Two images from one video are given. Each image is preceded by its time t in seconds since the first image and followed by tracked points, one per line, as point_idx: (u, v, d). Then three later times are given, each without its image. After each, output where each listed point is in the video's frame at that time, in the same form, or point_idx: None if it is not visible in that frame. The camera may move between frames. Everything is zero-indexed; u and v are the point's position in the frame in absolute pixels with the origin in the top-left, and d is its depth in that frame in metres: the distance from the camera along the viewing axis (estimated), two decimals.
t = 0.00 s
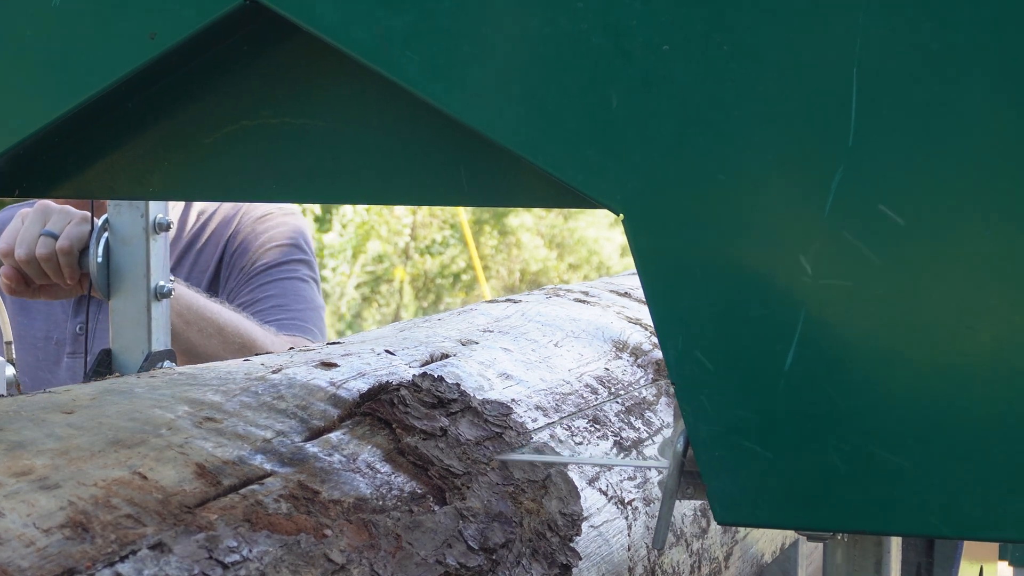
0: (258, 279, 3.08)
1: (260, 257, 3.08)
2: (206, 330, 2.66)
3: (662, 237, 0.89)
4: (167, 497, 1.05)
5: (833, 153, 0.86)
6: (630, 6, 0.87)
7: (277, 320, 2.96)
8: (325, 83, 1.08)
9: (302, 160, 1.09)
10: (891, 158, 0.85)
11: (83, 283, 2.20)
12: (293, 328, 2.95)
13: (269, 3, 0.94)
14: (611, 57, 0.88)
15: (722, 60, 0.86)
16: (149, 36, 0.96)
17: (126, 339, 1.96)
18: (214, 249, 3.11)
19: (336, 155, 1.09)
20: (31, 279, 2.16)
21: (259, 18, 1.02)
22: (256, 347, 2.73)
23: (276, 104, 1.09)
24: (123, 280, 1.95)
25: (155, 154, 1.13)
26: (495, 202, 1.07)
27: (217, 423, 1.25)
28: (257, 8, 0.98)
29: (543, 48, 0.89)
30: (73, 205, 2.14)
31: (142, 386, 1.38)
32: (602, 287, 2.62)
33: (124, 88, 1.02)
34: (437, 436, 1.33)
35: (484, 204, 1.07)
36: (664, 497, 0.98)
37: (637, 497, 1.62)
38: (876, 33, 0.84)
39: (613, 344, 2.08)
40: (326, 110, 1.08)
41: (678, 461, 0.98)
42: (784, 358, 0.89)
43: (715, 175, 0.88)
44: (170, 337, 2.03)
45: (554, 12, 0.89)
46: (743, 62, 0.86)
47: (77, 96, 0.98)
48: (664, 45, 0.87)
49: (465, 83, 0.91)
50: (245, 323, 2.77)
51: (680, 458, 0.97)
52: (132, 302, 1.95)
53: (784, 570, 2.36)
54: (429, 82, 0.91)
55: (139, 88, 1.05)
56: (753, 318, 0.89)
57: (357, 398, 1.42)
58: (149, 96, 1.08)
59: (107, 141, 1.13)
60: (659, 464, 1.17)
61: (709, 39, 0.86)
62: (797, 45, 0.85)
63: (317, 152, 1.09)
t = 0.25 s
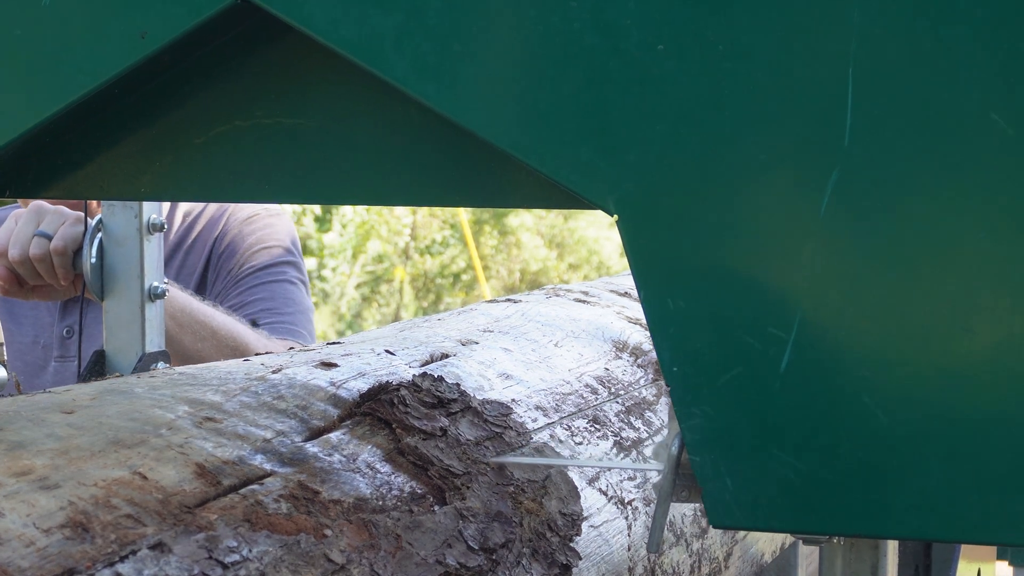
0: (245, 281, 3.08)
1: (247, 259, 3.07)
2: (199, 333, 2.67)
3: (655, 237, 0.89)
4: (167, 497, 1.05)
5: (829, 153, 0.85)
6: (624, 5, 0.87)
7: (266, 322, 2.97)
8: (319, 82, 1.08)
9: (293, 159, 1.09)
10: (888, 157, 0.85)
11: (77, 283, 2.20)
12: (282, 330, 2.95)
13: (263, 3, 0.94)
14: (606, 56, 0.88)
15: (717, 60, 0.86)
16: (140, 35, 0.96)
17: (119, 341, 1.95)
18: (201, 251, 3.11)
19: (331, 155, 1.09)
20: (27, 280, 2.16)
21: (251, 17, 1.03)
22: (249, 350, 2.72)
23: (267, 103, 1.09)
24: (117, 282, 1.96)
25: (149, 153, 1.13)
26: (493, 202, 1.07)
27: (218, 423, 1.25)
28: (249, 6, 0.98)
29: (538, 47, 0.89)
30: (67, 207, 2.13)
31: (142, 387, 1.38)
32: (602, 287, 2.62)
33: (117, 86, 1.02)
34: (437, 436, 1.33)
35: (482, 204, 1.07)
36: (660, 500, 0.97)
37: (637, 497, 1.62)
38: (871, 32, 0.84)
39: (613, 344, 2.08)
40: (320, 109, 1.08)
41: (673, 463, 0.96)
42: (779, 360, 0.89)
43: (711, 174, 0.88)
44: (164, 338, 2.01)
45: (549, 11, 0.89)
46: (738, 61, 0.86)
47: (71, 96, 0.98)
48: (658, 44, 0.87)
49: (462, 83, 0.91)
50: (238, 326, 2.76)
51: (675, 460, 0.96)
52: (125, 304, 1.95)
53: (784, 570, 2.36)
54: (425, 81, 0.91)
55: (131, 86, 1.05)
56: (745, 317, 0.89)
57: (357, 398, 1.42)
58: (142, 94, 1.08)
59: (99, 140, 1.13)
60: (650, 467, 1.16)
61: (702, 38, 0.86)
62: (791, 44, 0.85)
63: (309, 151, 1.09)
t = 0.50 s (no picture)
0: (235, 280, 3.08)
1: (236, 259, 3.07)
2: (194, 335, 2.66)
3: (650, 237, 0.89)
4: (167, 497, 1.05)
5: (827, 153, 0.86)
6: (620, 5, 0.87)
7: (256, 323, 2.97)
8: (314, 81, 1.08)
9: (288, 159, 1.09)
10: (885, 157, 0.85)
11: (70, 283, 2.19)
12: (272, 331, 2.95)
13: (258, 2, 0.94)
14: (602, 55, 0.88)
15: (713, 59, 0.86)
16: (133, 35, 0.96)
17: (113, 341, 1.95)
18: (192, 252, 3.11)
19: (328, 155, 1.09)
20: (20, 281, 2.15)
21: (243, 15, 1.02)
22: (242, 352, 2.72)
23: (259, 104, 1.09)
24: (111, 282, 1.95)
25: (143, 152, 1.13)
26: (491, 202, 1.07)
27: (218, 423, 1.25)
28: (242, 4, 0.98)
29: (534, 47, 0.89)
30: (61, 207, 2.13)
31: (142, 387, 1.38)
32: (601, 287, 2.62)
33: (111, 85, 1.02)
34: (437, 436, 1.33)
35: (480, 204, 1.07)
36: (656, 502, 0.97)
37: (637, 497, 1.63)
38: (867, 32, 0.84)
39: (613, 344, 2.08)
40: (315, 109, 1.08)
41: (668, 465, 0.97)
42: (776, 363, 0.89)
43: (708, 174, 0.88)
44: (158, 339, 2.02)
45: (545, 11, 0.89)
46: (735, 61, 0.86)
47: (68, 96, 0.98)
48: (654, 43, 0.87)
49: (460, 82, 0.91)
50: (232, 328, 2.76)
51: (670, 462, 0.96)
52: (119, 304, 1.95)
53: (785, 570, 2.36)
54: (422, 81, 0.91)
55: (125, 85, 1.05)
56: (740, 317, 0.89)
57: (357, 398, 1.42)
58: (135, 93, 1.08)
59: (93, 139, 1.13)
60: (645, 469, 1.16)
61: (698, 38, 0.86)
62: (788, 44, 0.85)
63: (304, 151, 1.09)
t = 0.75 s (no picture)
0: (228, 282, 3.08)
1: (228, 261, 3.07)
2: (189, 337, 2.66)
3: (645, 237, 0.89)
4: (167, 497, 1.05)
5: (823, 152, 0.85)
6: (614, 4, 0.87)
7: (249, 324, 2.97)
8: (309, 81, 1.07)
9: (281, 159, 1.09)
10: (882, 156, 0.85)
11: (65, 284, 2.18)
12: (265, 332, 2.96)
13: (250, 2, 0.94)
14: (596, 55, 0.88)
15: (709, 58, 0.86)
16: (125, 34, 0.96)
17: (107, 342, 1.95)
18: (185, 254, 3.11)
19: (324, 154, 1.09)
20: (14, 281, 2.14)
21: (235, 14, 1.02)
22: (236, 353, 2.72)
23: (253, 103, 1.09)
24: (105, 283, 1.95)
25: (136, 152, 1.12)
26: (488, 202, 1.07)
27: (218, 423, 1.25)
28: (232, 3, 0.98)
29: (528, 46, 0.89)
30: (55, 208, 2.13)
31: (141, 387, 1.38)
32: (602, 287, 2.62)
33: (103, 84, 1.02)
34: (437, 436, 1.33)
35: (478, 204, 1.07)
36: (651, 504, 0.96)
37: (637, 497, 1.62)
38: (862, 31, 0.84)
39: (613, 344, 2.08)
40: (309, 108, 1.08)
41: (663, 466, 0.96)
42: (771, 365, 0.89)
43: (704, 174, 0.88)
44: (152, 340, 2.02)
45: (539, 9, 0.88)
46: (730, 60, 0.86)
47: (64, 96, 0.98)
48: (649, 42, 0.87)
49: (457, 82, 0.91)
50: (226, 329, 2.76)
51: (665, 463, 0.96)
52: (113, 305, 1.95)
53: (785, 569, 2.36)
54: (419, 80, 0.91)
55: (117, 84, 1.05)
56: (735, 317, 0.89)
57: (357, 398, 1.42)
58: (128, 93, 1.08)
59: (85, 138, 1.13)
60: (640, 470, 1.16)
61: (692, 37, 0.86)
62: (783, 43, 0.85)
63: (297, 151, 1.09)
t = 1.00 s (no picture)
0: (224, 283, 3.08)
1: (225, 262, 3.07)
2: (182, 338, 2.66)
3: (641, 237, 0.89)
4: (167, 497, 1.05)
5: (820, 152, 0.85)
6: (609, 4, 0.87)
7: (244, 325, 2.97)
8: (304, 81, 1.08)
9: (275, 158, 1.09)
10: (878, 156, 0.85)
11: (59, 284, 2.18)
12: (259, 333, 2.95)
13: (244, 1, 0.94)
14: (591, 55, 0.88)
15: (704, 58, 0.86)
16: (116, 33, 0.96)
17: (101, 343, 1.95)
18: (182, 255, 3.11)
19: (322, 154, 1.09)
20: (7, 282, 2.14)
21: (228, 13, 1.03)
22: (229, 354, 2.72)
23: (248, 104, 1.09)
24: (99, 283, 1.95)
25: (131, 152, 1.13)
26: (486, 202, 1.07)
27: (218, 423, 1.25)
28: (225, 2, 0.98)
29: (523, 46, 0.89)
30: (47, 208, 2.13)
31: (141, 387, 1.38)
32: (602, 287, 2.62)
33: (97, 83, 1.02)
34: (437, 436, 1.33)
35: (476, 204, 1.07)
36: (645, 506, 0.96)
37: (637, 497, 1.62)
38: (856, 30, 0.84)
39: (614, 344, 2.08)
40: (304, 108, 1.08)
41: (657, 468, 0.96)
42: (767, 365, 0.89)
43: (701, 174, 0.88)
44: (147, 341, 2.02)
45: (534, 9, 0.89)
46: (725, 60, 0.86)
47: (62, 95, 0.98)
48: (643, 42, 0.87)
49: (455, 82, 0.91)
50: (220, 330, 2.76)
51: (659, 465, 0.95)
52: (107, 306, 1.95)
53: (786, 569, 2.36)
54: (416, 80, 0.91)
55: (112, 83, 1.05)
56: (730, 317, 0.89)
57: (357, 398, 1.42)
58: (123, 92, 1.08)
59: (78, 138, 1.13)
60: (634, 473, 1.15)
61: (687, 37, 0.86)
62: (777, 43, 0.85)
63: (293, 151, 1.09)
